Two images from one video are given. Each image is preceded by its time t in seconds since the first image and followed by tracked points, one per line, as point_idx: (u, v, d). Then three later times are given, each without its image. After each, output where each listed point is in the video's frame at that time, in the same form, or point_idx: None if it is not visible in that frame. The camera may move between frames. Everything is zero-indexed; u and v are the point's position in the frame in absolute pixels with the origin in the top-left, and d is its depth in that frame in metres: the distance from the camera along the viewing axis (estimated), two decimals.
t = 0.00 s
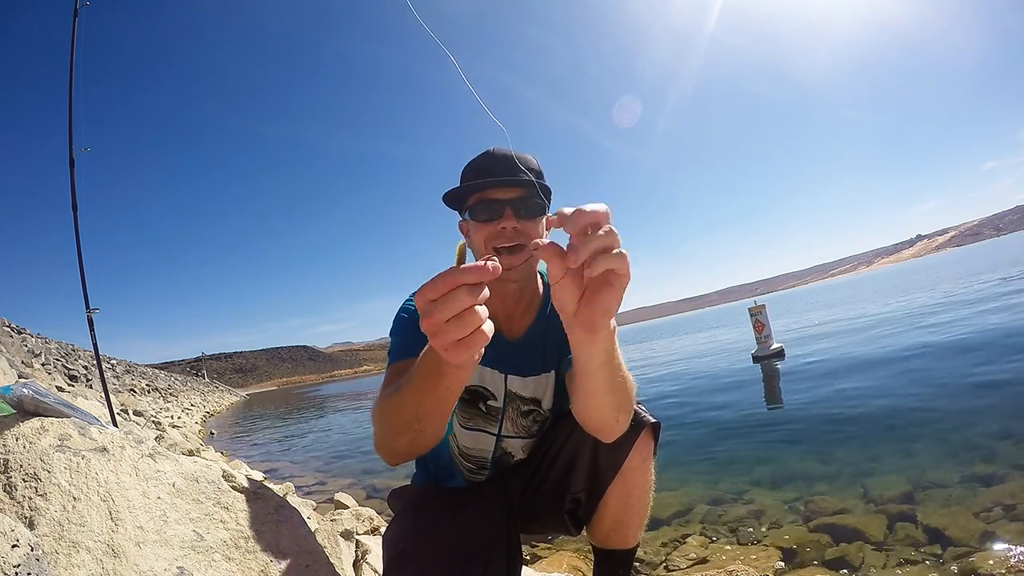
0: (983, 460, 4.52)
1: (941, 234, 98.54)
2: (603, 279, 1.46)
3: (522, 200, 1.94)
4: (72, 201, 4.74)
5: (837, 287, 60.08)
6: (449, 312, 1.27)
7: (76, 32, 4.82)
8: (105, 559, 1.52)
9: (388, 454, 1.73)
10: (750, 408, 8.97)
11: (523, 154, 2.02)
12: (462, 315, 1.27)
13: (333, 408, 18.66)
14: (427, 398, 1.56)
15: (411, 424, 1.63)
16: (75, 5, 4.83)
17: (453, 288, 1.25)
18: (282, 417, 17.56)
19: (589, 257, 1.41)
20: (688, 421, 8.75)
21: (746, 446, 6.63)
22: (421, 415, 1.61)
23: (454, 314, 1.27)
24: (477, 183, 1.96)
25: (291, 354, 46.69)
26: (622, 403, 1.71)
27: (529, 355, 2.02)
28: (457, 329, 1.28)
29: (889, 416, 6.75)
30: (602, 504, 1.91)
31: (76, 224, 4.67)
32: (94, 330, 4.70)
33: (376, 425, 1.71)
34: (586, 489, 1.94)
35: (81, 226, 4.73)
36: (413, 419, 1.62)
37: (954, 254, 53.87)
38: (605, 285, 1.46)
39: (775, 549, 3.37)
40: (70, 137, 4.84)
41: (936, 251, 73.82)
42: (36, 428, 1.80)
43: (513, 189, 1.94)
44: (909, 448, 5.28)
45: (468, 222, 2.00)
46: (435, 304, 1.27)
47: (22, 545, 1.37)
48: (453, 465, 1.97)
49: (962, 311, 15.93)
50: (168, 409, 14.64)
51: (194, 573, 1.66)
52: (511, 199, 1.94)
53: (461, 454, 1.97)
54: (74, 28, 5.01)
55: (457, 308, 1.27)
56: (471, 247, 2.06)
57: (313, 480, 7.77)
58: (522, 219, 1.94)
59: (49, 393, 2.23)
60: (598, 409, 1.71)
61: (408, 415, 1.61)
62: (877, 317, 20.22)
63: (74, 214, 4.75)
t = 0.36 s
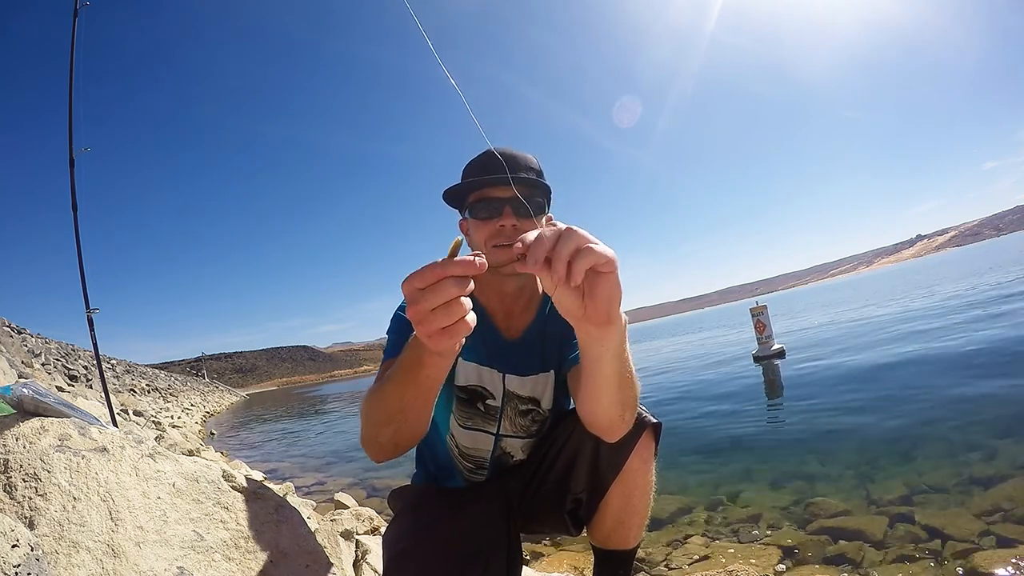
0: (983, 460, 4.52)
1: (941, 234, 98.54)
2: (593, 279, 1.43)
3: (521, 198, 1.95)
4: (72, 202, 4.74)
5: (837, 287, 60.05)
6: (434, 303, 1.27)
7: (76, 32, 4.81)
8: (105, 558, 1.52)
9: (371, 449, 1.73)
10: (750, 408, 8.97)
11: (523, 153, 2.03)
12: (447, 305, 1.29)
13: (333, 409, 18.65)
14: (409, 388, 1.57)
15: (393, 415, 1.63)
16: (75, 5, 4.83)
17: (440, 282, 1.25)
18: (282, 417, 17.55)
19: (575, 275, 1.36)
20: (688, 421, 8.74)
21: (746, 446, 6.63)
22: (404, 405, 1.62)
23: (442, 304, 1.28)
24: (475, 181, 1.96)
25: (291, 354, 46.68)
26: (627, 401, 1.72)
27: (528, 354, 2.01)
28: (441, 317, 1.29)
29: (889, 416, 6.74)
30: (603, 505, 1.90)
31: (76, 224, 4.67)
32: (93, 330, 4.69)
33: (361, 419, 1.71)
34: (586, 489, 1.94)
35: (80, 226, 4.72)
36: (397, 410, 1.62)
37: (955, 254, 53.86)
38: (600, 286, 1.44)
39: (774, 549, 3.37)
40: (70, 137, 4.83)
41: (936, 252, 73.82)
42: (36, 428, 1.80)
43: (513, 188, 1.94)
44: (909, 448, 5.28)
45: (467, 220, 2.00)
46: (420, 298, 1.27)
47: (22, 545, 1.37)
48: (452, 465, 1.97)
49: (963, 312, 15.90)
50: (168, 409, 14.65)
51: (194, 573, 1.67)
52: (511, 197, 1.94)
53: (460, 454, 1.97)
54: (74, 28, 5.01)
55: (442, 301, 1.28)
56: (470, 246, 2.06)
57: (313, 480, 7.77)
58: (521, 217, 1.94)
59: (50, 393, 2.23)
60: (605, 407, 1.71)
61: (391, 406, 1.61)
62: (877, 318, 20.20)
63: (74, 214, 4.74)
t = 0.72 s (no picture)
0: (983, 461, 4.52)
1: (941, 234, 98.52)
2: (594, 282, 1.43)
3: (519, 200, 1.94)
4: (72, 201, 4.74)
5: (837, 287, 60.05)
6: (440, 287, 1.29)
7: (75, 31, 4.80)
8: (105, 559, 1.52)
9: (367, 441, 1.72)
10: (750, 408, 8.97)
11: (523, 154, 2.02)
12: (458, 290, 1.29)
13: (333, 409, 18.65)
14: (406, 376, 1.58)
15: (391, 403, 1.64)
16: (75, 5, 4.83)
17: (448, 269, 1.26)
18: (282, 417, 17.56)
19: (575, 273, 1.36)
20: (688, 421, 8.74)
21: (746, 446, 6.63)
22: (401, 393, 1.62)
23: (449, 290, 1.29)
24: (472, 182, 1.97)
25: (291, 354, 46.70)
26: (627, 405, 1.72)
27: (526, 353, 2.01)
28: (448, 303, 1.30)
29: (890, 416, 6.74)
30: (603, 507, 1.91)
31: (75, 224, 4.67)
32: (93, 330, 4.69)
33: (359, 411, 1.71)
34: (586, 491, 1.94)
35: (80, 226, 4.72)
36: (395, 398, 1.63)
37: (954, 255, 53.87)
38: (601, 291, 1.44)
39: (774, 550, 3.37)
40: (70, 137, 4.83)
41: (936, 252, 73.84)
42: (36, 428, 1.80)
43: (510, 190, 1.93)
44: (909, 449, 5.28)
45: (465, 221, 2.01)
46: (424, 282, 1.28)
47: (22, 545, 1.37)
48: (451, 464, 1.97)
49: (963, 312, 15.91)
50: (168, 409, 14.64)
51: (194, 573, 1.66)
52: (507, 199, 1.93)
53: (457, 453, 1.96)
54: (74, 27, 5.01)
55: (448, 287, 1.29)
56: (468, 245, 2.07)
57: (313, 480, 7.77)
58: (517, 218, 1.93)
59: (49, 393, 2.23)
60: (604, 411, 1.71)
61: (388, 394, 1.62)
62: (877, 317, 20.19)
63: (74, 214, 4.74)
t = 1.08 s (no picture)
0: (983, 459, 4.51)
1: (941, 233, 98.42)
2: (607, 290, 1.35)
3: (520, 205, 1.93)
4: (72, 201, 4.74)
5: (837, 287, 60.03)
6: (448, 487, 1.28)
7: (75, 31, 4.80)
8: (105, 558, 1.52)
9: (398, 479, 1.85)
10: (750, 408, 8.96)
11: (533, 155, 2.00)
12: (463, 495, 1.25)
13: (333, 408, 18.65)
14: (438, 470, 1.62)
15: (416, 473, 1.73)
16: (75, 5, 4.83)
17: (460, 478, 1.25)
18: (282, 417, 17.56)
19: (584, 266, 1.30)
20: (688, 420, 8.73)
21: (746, 446, 6.63)
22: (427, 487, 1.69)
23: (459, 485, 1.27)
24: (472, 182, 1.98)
25: (291, 354, 46.70)
26: (622, 413, 1.70)
27: (524, 356, 2.01)
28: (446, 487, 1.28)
29: (890, 416, 6.73)
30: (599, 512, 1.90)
31: (75, 223, 4.66)
32: (93, 330, 4.69)
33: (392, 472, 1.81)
34: (582, 496, 1.93)
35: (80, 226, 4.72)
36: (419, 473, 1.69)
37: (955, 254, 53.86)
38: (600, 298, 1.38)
39: (774, 549, 3.37)
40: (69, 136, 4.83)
41: (936, 251, 73.84)
42: (36, 428, 1.80)
43: (507, 193, 1.92)
44: (909, 448, 5.27)
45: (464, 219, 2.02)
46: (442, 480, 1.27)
47: (22, 546, 1.37)
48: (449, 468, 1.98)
49: (962, 311, 15.90)
50: (168, 409, 14.64)
51: (194, 573, 1.66)
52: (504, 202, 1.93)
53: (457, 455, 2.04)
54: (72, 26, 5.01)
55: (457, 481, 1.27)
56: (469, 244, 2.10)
57: (313, 480, 7.77)
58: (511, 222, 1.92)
59: (49, 393, 2.23)
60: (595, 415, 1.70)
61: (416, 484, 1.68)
62: (877, 317, 20.18)
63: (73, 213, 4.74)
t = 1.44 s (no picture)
0: (982, 460, 4.51)
1: (941, 234, 98.39)
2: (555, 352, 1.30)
3: (523, 214, 1.93)
4: (73, 201, 4.74)
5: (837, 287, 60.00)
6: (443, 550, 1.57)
7: (75, 31, 4.80)
8: (105, 559, 1.52)
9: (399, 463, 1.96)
10: (750, 408, 8.96)
11: (534, 163, 1.99)
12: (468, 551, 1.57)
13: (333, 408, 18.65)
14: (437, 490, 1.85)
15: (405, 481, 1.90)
16: (76, 5, 4.83)
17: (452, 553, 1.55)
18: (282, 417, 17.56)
19: (529, 325, 1.26)
20: (688, 421, 8.73)
21: (746, 446, 6.63)
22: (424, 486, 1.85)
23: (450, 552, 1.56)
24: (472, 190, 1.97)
25: (291, 354, 46.70)
26: (606, 423, 1.68)
27: (520, 363, 2.01)
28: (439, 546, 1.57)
29: (889, 416, 6.73)
30: (596, 513, 1.89)
31: (75, 224, 4.66)
32: (93, 330, 4.68)
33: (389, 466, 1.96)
34: (578, 496, 1.93)
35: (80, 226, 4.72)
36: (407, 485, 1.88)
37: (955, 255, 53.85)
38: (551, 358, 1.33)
39: (775, 548, 3.37)
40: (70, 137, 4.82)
41: (936, 252, 73.84)
42: (36, 428, 1.80)
43: (509, 203, 1.92)
44: (908, 448, 5.27)
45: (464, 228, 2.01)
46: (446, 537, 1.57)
47: (22, 545, 1.37)
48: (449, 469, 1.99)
49: (962, 312, 15.89)
50: (168, 408, 14.65)
51: (194, 573, 1.66)
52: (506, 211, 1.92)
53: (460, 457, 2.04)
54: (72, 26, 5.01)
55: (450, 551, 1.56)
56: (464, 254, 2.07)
57: (313, 480, 7.76)
58: (512, 233, 1.92)
59: (50, 393, 2.23)
60: (578, 429, 1.70)
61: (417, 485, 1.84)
62: (877, 317, 20.17)
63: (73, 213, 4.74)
